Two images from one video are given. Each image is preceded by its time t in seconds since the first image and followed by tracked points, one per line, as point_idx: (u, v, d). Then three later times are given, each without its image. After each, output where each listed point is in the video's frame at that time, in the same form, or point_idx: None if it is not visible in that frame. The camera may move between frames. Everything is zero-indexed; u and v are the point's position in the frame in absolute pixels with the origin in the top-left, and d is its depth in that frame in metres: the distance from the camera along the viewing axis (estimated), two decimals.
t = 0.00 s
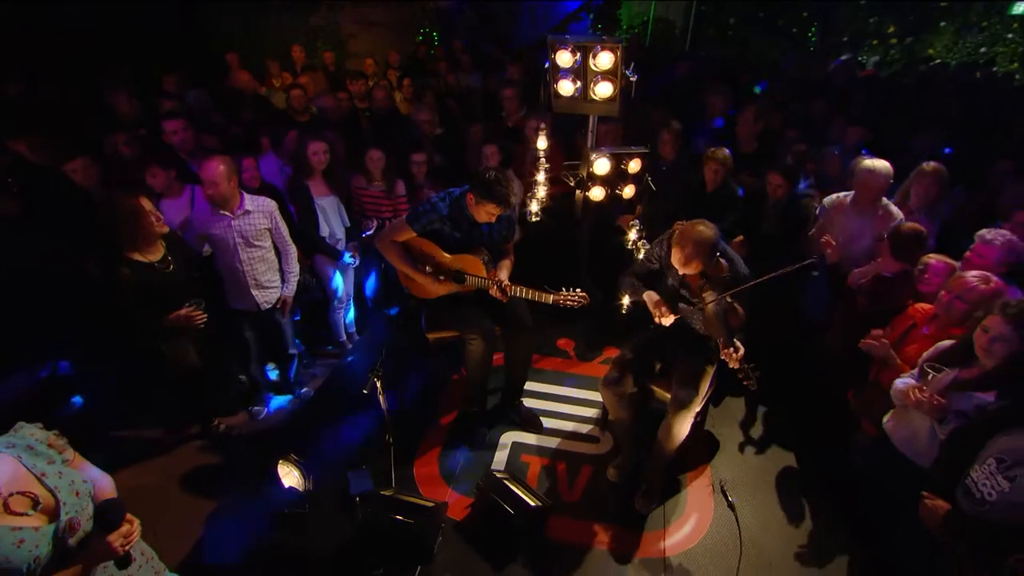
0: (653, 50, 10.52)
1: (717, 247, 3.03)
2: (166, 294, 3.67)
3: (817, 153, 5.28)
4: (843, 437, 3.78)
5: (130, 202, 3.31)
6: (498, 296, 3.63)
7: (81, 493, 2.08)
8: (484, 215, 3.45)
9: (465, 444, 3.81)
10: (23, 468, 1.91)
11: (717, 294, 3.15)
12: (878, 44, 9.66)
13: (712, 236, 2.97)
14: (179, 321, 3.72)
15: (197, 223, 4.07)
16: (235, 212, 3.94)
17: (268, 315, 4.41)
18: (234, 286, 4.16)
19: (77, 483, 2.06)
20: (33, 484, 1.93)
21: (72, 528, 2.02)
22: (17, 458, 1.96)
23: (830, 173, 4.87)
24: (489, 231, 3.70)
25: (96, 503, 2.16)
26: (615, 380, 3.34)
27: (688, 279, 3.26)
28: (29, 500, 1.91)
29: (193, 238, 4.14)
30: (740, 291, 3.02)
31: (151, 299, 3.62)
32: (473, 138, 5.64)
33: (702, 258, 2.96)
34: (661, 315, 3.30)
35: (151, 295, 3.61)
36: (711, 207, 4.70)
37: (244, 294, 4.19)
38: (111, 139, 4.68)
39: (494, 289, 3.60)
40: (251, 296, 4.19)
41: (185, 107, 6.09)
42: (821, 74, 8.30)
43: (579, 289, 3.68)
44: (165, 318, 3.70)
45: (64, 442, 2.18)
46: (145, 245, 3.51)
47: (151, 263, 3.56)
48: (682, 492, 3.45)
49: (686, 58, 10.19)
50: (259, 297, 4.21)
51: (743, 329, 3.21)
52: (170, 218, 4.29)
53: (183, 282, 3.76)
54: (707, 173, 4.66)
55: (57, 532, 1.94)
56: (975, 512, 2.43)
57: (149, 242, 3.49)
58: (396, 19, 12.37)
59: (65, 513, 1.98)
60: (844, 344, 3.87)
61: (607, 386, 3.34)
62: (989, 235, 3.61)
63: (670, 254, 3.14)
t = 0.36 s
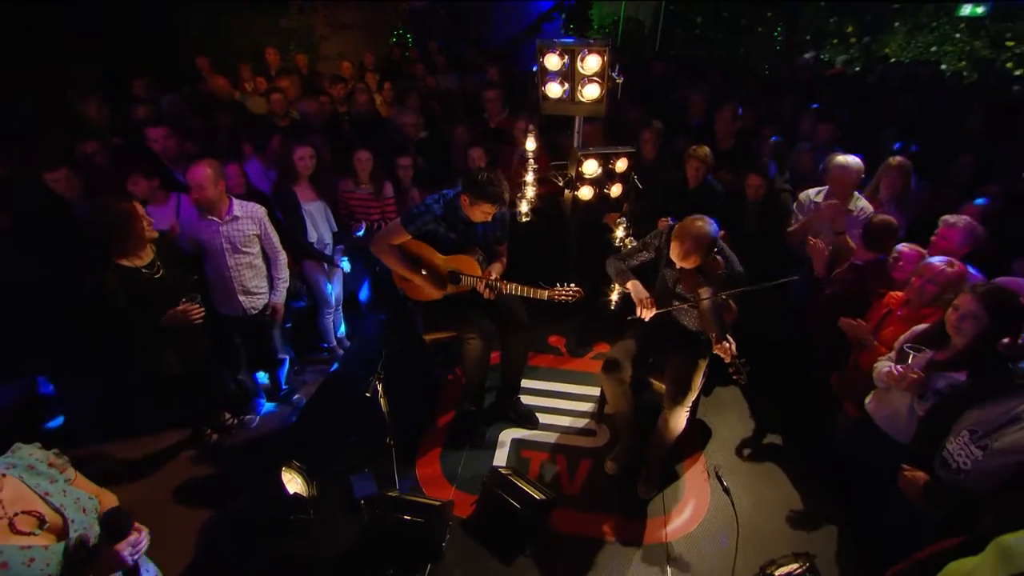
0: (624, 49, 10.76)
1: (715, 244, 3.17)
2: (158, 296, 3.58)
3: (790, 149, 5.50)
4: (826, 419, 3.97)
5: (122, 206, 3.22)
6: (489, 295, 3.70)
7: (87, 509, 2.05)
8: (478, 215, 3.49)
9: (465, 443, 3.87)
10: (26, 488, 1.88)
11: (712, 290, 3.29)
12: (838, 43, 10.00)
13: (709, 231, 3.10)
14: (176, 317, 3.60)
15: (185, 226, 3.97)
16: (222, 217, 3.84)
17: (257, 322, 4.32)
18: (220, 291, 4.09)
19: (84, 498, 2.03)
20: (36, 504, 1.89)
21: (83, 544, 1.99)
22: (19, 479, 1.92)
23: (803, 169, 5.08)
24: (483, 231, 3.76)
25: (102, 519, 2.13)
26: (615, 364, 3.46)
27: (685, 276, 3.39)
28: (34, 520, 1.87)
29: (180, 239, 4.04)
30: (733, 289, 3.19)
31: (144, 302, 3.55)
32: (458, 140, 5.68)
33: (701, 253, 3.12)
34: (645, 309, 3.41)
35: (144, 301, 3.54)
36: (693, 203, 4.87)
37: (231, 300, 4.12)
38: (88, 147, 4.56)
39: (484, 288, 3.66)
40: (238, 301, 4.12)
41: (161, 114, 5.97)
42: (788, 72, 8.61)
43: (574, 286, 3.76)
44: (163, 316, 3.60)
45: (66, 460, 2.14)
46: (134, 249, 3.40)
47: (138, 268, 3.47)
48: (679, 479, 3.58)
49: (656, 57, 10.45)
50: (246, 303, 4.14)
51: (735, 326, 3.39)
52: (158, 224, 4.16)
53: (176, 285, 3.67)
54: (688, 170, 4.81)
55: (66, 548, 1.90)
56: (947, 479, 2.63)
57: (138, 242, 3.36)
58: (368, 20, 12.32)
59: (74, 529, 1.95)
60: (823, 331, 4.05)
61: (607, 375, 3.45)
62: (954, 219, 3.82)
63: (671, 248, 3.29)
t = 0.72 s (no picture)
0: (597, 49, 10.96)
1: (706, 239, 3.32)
2: (159, 290, 3.57)
3: (763, 145, 5.74)
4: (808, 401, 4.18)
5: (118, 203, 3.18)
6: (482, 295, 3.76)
7: (103, 518, 2.17)
8: (472, 215, 3.54)
9: (465, 440, 3.93)
10: (44, 501, 1.99)
11: (702, 283, 3.43)
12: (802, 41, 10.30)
13: (702, 226, 3.27)
14: (182, 316, 3.63)
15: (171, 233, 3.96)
16: (209, 223, 3.83)
17: (249, 327, 4.30)
18: (211, 296, 4.09)
19: (99, 509, 2.14)
20: (53, 518, 2.00)
21: (103, 552, 2.12)
22: (36, 492, 2.03)
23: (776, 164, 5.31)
24: (476, 231, 3.82)
25: (118, 528, 2.24)
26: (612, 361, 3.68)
27: (676, 270, 3.50)
28: (54, 533, 1.99)
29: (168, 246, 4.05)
30: (720, 281, 3.36)
31: (143, 300, 3.50)
32: (442, 142, 5.73)
33: (694, 247, 3.27)
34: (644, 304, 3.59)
35: (143, 301, 3.49)
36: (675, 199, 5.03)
37: (222, 305, 4.11)
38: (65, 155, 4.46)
39: (478, 288, 3.73)
40: (230, 306, 4.12)
41: (135, 120, 5.84)
42: (757, 70, 8.91)
43: (566, 283, 3.84)
44: (166, 314, 3.62)
45: (80, 472, 2.25)
46: (130, 245, 3.38)
47: (136, 264, 3.43)
48: (673, 465, 3.73)
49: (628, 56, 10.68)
50: (237, 308, 4.13)
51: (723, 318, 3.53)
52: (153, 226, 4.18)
53: (168, 284, 3.64)
54: (669, 167, 4.98)
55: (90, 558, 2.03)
56: (920, 450, 2.82)
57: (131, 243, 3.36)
58: (340, 22, 12.23)
59: (94, 539, 2.07)
60: (802, 318, 4.26)
61: (605, 372, 3.68)
62: (915, 210, 4.04)
63: (664, 243, 3.44)
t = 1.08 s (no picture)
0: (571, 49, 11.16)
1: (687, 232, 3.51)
2: (159, 305, 3.55)
3: (736, 142, 5.98)
4: (788, 386, 4.40)
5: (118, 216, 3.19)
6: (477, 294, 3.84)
7: (137, 521, 2.34)
8: (466, 217, 3.64)
9: (464, 437, 4.02)
10: (85, 504, 2.16)
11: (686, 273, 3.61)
12: (767, 41, 10.51)
13: (682, 222, 3.46)
14: (183, 324, 3.60)
15: (159, 242, 3.97)
16: (192, 236, 3.80)
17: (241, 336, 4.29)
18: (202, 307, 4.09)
19: (132, 513, 2.31)
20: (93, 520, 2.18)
21: (136, 553, 2.27)
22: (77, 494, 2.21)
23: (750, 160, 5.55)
24: (468, 233, 3.90)
25: (148, 531, 2.40)
26: (603, 353, 3.78)
27: (661, 263, 3.69)
28: (93, 534, 2.16)
29: (157, 253, 4.06)
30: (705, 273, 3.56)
31: (142, 312, 3.45)
32: (427, 144, 5.81)
33: (677, 241, 3.45)
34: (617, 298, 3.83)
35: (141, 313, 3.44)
36: (656, 197, 5.21)
37: (212, 316, 4.11)
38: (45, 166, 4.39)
39: (473, 288, 3.81)
40: (220, 316, 4.11)
41: (111, 127, 5.75)
42: (726, 69, 9.21)
43: (557, 282, 3.96)
44: (167, 322, 3.61)
45: (114, 478, 2.42)
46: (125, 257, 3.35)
47: (132, 276, 3.40)
48: (665, 452, 3.89)
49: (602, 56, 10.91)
50: (228, 318, 4.13)
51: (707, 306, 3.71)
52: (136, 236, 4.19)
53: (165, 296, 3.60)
54: (650, 165, 5.17)
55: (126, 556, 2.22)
56: (891, 427, 3.02)
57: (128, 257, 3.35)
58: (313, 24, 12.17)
59: (128, 541, 2.25)
60: (780, 307, 4.48)
61: (598, 362, 3.77)
62: (885, 202, 4.28)
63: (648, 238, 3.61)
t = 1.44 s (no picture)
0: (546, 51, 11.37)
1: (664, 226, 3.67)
2: (154, 299, 3.65)
3: (712, 140, 6.23)
4: (768, 373, 4.63)
5: (116, 210, 3.32)
6: (472, 292, 3.94)
7: (152, 524, 2.37)
8: (460, 219, 3.74)
9: (462, 432, 4.13)
10: (101, 509, 2.21)
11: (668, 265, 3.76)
12: (735, 40, 10.83)
13: (656, 218, 3.60)
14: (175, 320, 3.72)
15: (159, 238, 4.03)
16: (186, 242, 3.76)
17: (230, 343, 4.24)
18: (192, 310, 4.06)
19: (146, 516, 2.35)
20: (109, 524, 2.21)
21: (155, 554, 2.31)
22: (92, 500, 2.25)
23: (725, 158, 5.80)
24: (461, 234, 3.99)
25: (162, 533, 2.43)
26: (594, 345, 3.98)
27: (642, 257, 3.83)
28: (113, 537, 2.20)
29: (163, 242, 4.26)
30: (682, 258, 3.71)
31: (138, 303, 3.59)
32: (411, 149, 5.87)
33: (652, 235, 3.60)
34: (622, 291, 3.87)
35: (137, 305, 3.57)
36: (638, 195, 5.41)
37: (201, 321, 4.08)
38: (26, 176, 4.33)
39: (469, 287, 3.91)
40: (207, 321, 4.07)
41: (90, 135, 5.69)
42: (698, 69, 9.53)
43: (548, 279, 4.10)
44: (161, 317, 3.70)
45: (121, 485, 2.45)
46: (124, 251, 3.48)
47: (131, 269, 3.53)
48: (656, 439, 4.08)
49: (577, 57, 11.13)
50: (213, 325, 4.09)
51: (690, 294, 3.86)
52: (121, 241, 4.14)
53: (167, 289, 3.74)
54: (632, 164, 5.37)
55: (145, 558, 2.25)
56: (864, 403, 3.25)
57: (129, 252, 3.48)
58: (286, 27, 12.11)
59: (145, 542, 2.28)
60: (759, 298, 4.71)
61: (588, 358, 3.96)
62: (856, 196, 4.54)
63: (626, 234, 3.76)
